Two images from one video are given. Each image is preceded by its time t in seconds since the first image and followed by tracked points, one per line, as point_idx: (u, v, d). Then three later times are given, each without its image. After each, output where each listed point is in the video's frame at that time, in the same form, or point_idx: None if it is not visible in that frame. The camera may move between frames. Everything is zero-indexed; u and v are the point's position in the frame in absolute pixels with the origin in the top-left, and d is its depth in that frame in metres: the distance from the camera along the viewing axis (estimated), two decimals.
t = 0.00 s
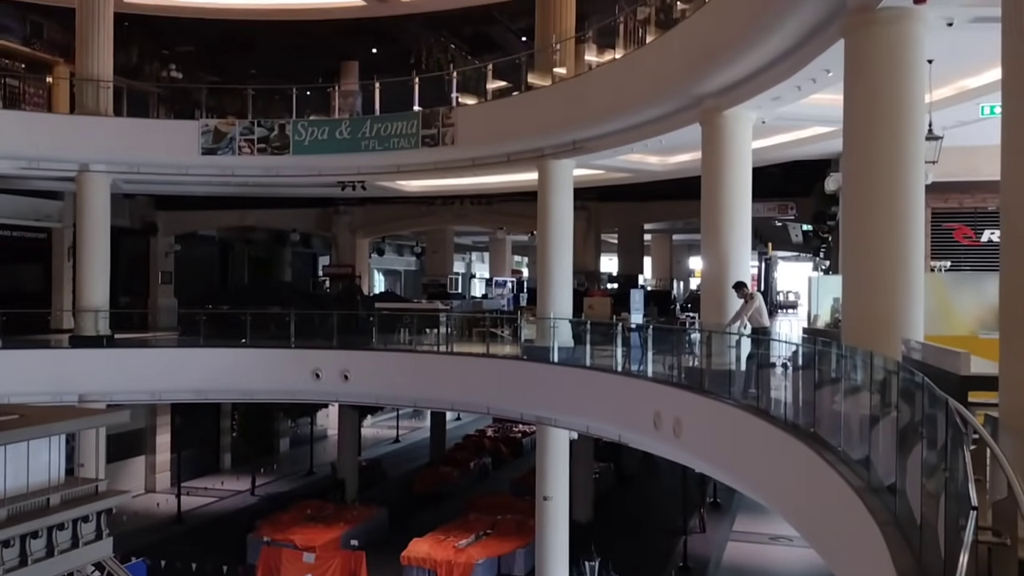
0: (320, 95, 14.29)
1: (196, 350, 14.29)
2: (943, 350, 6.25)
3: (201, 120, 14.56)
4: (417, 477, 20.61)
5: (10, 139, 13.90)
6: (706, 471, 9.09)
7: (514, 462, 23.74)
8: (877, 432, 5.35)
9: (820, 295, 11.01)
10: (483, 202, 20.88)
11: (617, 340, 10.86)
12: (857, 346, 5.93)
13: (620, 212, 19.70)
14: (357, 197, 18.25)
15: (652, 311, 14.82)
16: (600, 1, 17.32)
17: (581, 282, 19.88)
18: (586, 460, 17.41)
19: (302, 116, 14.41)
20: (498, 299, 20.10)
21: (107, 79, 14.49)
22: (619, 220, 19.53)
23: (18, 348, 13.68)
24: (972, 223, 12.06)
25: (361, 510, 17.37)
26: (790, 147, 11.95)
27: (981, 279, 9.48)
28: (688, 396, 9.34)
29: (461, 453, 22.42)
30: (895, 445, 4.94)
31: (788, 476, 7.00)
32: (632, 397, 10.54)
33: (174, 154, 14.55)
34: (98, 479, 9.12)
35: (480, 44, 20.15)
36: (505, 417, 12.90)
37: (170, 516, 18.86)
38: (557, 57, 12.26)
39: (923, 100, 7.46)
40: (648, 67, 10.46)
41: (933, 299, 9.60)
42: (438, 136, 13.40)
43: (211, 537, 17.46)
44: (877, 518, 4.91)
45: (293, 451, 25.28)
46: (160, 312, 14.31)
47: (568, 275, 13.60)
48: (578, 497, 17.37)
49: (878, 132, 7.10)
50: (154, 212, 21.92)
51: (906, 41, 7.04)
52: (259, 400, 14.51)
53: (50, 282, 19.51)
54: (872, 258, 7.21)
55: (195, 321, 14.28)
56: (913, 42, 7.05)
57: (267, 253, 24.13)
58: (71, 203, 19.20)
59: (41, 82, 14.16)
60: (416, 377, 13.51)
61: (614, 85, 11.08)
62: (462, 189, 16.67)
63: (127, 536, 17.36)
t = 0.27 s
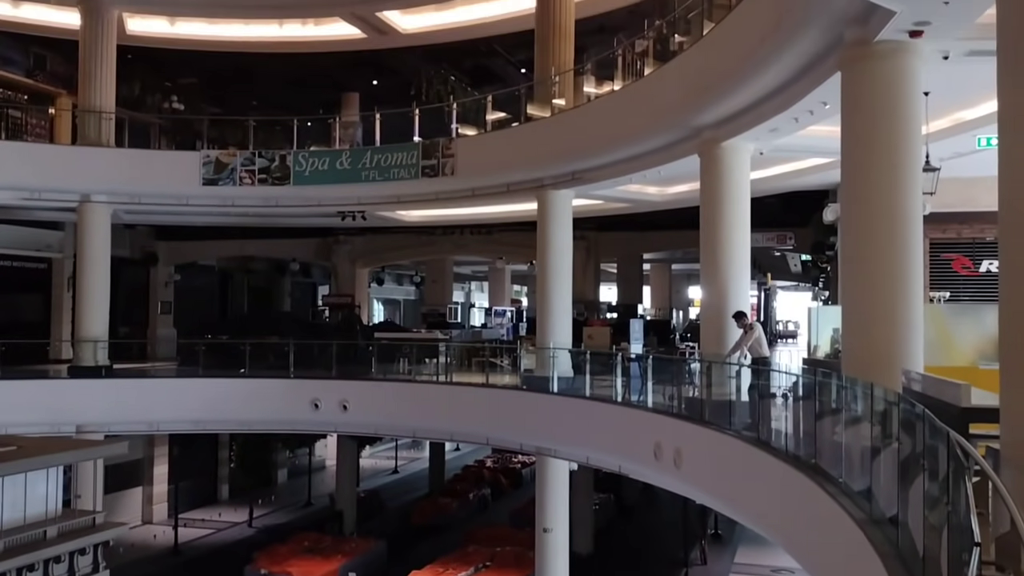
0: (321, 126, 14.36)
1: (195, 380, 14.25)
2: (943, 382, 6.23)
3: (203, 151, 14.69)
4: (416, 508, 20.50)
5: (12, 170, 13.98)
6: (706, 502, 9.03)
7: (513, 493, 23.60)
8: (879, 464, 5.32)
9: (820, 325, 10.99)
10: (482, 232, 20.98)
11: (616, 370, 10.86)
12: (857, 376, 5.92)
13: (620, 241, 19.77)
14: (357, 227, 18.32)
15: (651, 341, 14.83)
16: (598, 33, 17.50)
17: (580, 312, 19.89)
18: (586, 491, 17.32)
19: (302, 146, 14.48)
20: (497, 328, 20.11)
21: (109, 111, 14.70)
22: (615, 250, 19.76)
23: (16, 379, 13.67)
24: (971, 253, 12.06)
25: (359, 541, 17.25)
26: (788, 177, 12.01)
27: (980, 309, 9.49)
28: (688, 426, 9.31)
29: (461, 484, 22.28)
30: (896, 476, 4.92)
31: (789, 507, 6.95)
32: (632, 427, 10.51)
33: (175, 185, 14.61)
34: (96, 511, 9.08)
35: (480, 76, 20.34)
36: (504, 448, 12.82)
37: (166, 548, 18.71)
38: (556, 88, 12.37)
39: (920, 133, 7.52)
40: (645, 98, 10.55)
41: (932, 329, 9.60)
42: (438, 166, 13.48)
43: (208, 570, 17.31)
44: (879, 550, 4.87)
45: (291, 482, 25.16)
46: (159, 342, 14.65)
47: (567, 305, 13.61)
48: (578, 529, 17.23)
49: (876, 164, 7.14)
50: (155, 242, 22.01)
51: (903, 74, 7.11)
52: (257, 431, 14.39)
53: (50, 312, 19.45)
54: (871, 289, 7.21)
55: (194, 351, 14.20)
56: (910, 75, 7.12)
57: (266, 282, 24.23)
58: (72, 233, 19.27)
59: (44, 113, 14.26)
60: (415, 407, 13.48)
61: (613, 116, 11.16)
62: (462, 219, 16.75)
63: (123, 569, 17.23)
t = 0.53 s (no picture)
0: (320, 158, 14.44)
1: (193, 412, 14.21)
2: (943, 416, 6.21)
3: (204, 182, 14.71)
4: (414, 541, 20.34)
5: (13, 202, 14.02)
6: (706, 535, 8.97)
7: (512, 525, 23.40)
8: (880, 497, 5.29)
9: (819, 357, 10.96)
10: (481, 262, 21.03)
11: (616, 403, 10.85)
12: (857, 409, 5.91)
13: (619, 273, 19.81)
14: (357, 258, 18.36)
15: (651, 373, 14.80)
16: (596, 67, 17.69)
17: (579, 343, 19.85)
18: (585, 524, 17.19)
19: (302, 178, 14.53)
20: (496, 359, 20.08)
21: (110, 143, 14.82)
22: (614, 282, 19.81)
23: (13, 411, 13.63)
24: (969, 285, 12.10)
25: None
26: (786, 210, 12.06)
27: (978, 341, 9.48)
28: (687, 459, 9.28)
29: (460, 517, 22.10)
30: (898, 510, 4.89)
31: (791, 541, 6.90)
32: (631, 460, 10.47)
33: (175, 217, 14.66)
34: (91, 545, 8.92)
35: (479, 108, 20.52)
36: (503, 481, 12.75)
37: None
38: (555, 121, 12.46)
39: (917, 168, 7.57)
40: (644, 131, 10.62)
41: (932, 362, 9.59)
42: (437, 198, 13.54)
43: None
44: None
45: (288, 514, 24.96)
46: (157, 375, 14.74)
47: (566, 336, 13.59)
48: (578, 562, 17.06)
49: (872, 197, 7.18)
50: (154, 273, 22.04)
51: (898, 109, 7.18)
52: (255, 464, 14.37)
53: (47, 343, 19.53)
54: (870, 322, 7.21)
55: (191, 383, 14.21)
56: (905, 109, 7.18)
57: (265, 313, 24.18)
58: (72, 264, 19.29)
59: (46, 145, 14.35)
60: (414, 439, 13.40)
61: (612, 148, 11.22)
62: (461, 250, 16.80)
63: None
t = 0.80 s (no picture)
0: (320, 183, 14.49)
1: (191, 437, 14.16)
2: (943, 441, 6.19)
3: (204, 207, 14.75)
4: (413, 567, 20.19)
5: (14, 227, 14.05)
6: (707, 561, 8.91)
7: (511, 551, 23.23)
8: (881, 522, 5.27)
9: (818, 381, 10.96)
10: (480, 286, 21.07)
11: (616, 427, 10.82)
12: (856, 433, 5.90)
13: (619, 296, 19.82)
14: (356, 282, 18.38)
15: (651, 397, 14.77)
16: (595, 92, 17.83)
17: (579, 367, 19.83)
18: (585, 550, 17.08)
19: (302, 203, 14.56)
20: (496, 383, 20.05)
21: (111, 169, 14.93)
22: (615, 305, 19.75)
23: (11, 436, 13.56)
24: (967, 308, 12.14)
25: None
26: (784, 234, 12.11)
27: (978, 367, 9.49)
28: (688, 484, 9.24)
29: (459, 542, 21.96)
30: (898, 535, 4.86)
31: (792, 567, 6.85)
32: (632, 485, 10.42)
33: (175, 241, 14.70)
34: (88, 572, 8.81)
35: (479, 133, 20.64)
36: (502, 506, 12.67)
37: None
38: (554, 146, 12.53)
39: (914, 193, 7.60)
40: (642, 156, 10.67)
41: (932, 387, 9.59)
42: (437, 223, 13.57)
43: None
44: None
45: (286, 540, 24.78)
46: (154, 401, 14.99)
47: (566, 361, 13.57)
48: None
49: (870, 222, 7.21)
50: (154, 297, 22.03)
51: (896, 134, 7.21)
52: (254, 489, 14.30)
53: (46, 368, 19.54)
54: (869, 348, 7.20)
55: (189, 408, 14.18)
56: (902, 134, 7.22)
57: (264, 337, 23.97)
58: (72, 288, 19.29)
59: (47, 171, 14.48)
60: (413, 464, 13.34)
61: (611, 173, 11.27)
62: (461, 274, 16.84)
63: None
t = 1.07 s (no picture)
0: (320, 208, 14.54)
1: (189, 463, 14.08)
2: (944, 470, 6.16)
3: (204, 233, 14.81)
4: None
5: (14, 252, 14.09)
6: None
7: None
8: (883, 550, 5.23)
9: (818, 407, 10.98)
10: (480, 311, 21.07)
11: (616, 453, 10.78)
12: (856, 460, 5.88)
13: (619, 322, 19.81)
14: (355, 307, 18.40)
15: (651, 423, 14.73)
16: (594, 118, 17.94)
17: (579, 392, 19.78)
18: None
19: (302, 228, 14.60)
20: (495, 409, 19.99)
21: (111, 196, 14.99)
22: (614, 331, 19.73)
23: (8, 462, 13.48)
24: (967, 334, 12.14)
25: None
26: (783, 259, 12.14)
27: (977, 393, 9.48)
28: (688, 511, 9.20)
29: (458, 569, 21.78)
30: (901, 563, 4.83)
31: None
32: (632, 512, 10.35)
33: (174, 267, 14.71)
34: None
35: (479, 159, 20.74)
36: (501, 533, 12.56)
37: None
38: (553, 172, 12.59)
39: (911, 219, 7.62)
40: (641, 182, 10.72)
41: (933, 414, 9.57)
42: (436, 248, 13.60)
43: None
44: None
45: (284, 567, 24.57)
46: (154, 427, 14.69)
47: (565, 386, 13.55)
48: None
49: (868, 248, 7.22)
50: (153, 323, 22.01)
51: (893, 161, 7.25)
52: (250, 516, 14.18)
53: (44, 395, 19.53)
54: (867, 374, 7.17)
55: (188, 434, 14.14)
56: (899, 161, 7.26)
57: (264, 362, 24.26)
58: (71, 314, 19.26)
59: (47, 196, 14.59)
60: (411, 490, 13.27)
61: (610, 199, 11.30)
62: (460, 299, 16.84)
63: None
